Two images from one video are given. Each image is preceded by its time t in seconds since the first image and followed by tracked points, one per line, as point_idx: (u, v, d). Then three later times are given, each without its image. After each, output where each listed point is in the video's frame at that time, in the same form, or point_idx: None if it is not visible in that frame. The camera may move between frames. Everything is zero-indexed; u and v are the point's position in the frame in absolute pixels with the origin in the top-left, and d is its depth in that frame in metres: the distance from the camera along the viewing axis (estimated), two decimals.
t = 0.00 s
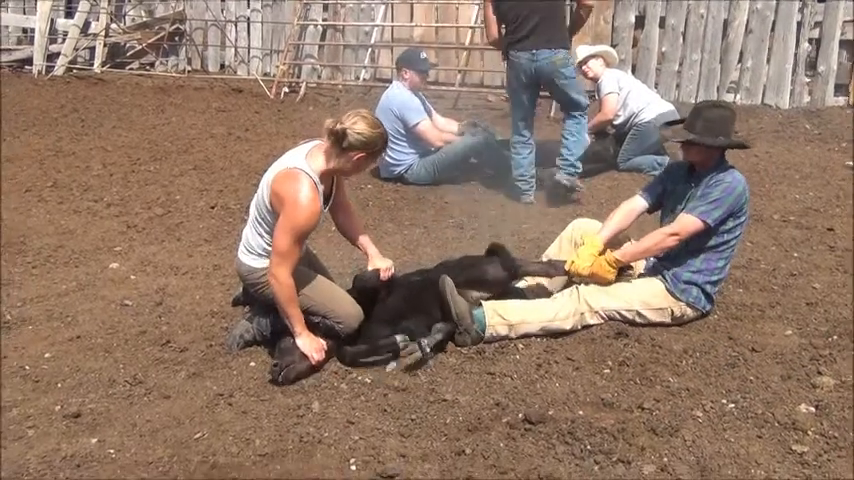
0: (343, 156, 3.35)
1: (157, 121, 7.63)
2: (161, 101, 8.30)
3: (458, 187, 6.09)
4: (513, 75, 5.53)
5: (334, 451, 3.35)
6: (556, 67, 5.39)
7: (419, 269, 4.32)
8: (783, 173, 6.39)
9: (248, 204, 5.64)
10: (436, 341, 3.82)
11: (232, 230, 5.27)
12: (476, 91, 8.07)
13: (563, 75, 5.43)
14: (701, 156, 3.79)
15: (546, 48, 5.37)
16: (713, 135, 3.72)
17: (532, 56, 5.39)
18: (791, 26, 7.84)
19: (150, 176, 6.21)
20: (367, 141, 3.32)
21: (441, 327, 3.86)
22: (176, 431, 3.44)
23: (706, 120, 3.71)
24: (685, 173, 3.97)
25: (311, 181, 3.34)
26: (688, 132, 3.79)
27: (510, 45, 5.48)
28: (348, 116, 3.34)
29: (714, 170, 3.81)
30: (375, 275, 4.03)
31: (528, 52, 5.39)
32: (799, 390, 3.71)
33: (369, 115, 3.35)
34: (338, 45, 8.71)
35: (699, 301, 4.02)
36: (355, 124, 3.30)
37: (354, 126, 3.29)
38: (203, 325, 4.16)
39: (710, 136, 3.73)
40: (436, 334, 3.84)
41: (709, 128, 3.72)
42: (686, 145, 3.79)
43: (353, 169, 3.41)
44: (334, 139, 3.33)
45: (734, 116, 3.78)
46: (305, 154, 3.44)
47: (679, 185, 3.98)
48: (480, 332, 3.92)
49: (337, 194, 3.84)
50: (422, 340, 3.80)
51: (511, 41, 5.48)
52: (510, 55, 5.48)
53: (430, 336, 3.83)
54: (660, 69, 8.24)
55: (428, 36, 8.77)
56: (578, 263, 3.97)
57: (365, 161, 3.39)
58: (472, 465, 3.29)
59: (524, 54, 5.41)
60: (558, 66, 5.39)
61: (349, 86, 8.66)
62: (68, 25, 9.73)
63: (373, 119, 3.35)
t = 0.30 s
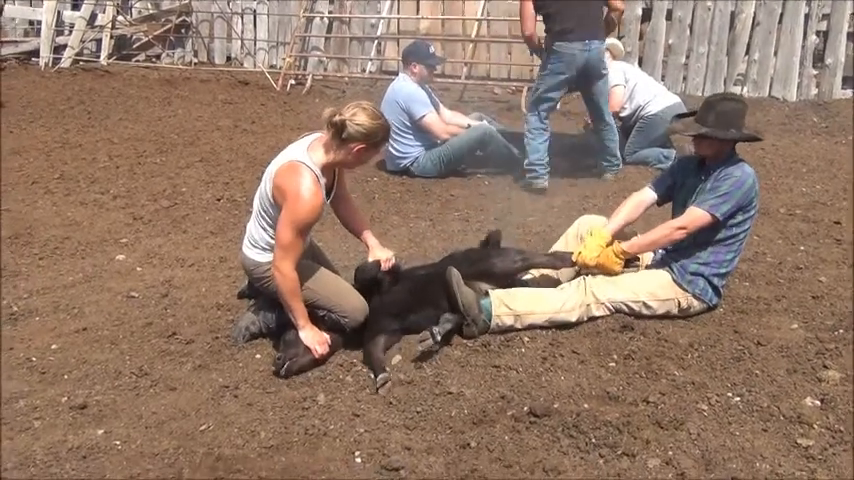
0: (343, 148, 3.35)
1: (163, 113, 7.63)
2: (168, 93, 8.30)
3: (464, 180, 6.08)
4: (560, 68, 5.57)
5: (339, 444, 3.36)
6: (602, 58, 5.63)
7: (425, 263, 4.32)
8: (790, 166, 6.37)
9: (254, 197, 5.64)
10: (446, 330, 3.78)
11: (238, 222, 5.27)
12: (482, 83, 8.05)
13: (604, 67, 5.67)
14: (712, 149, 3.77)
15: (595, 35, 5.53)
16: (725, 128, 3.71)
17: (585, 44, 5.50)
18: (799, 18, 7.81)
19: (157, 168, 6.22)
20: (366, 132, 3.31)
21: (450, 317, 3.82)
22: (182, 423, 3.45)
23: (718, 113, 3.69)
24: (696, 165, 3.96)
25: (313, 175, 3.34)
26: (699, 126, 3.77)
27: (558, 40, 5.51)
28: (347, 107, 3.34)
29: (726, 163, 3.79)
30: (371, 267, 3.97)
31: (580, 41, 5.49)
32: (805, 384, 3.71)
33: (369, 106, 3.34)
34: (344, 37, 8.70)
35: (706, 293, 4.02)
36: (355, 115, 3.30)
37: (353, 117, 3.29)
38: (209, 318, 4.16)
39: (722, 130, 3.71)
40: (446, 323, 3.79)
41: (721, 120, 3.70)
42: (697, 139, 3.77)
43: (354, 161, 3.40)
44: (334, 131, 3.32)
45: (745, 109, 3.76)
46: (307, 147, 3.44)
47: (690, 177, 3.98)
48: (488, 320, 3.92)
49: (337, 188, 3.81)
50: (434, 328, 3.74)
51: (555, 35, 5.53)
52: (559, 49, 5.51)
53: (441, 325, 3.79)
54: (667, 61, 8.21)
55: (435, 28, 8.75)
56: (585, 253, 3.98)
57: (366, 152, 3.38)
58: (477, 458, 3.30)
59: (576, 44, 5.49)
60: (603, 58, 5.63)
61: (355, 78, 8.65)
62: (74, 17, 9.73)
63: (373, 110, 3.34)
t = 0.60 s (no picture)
0: (343, 144, 3.34)
1: (167, 106, 7.62)
2: (171, 86, 8.30)
3: (467, 174, 6.07)
4: (594, 64, 5.68)
5: (342, 437, 3.36)
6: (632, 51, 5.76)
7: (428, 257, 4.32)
8: (794, 160, 6.35)
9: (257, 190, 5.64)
10: (451, 326, 3.81)
11: (241, 216, 5.27)
12: (485, 77, 8.04)
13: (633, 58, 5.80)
14: (708, 146, 3.78)
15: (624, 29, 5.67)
16: (718, 125, 3.72)
17: (617, 38, 5.63)
18: (803, 13, 7.79)
19: (160, 161, 6.22)
20: (366, 127, 3.30)
21: (454, 313, 3.86)
22: (186, 416, 3.46)
23: (710, 110, 3.70)
24: (694, 162, 3.96)
25: (313, 171, 3.34)
26: (692, 125, 3.78)
27: (591, 37, 5.61)
28: (346, 103, 3.33)
29: (724, 159, 3.79)
30: (366, 265, 4.04)
31: (612, 35, 5.61)
32: (808, 379, 3.71)
33: (367, 102, 3.34)
34: (348, 30, 8.68)
35: (711, 288, 4.01)
36: (354, 111, 3.29)
37: (352, 113, 3.28)
38: (212, 311, 4.17)
39: (715, 127, 3.72)
40: (450, 319, 3.83)
41: (713, 118, 3.71)
42: (692, 139, 3.77)
43: (354, 156, 3.40)
44: (333, 127, 3.32)
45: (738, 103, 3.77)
46: (307, 142, 3.44)
47: (690, 174, 3.97)
48: (491, 314, 3.93)
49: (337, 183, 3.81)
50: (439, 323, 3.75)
51: (586, 33, 5.64)
52: (593, 46, 5.61)
53: (445, 321, 3.83)
54: (671, 55, 8.19)
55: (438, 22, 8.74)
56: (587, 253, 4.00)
57: (365, 147, 3.37)
58: (480, 452, 3.31)
59: (609, 39, 5.61)
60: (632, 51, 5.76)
61: (359, 72, 8.63)
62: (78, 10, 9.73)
63: (372, 106, 3.34)
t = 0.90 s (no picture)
0: (346, 140, 3.35)
1: (167, 103, 7.62)
2: (171, 83, 8.30)
3: (467, 171, 6.07)
4: (597, 90, 5.77)
5: (342, 434, 3.37)
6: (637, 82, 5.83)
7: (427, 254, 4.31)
8: (794, 157, 6.35)
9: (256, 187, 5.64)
10: (451, 323, 3.82)
11: (241, 213, 5.27)
12: (485, 74, 8.04)
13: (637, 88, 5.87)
14: (705, 143, 3.78)
15: (630, 60, 5.73)
16: (714, 122, 3.72)
17: (623, 70, 5.69)
18: (804, 10, 7.79)
19: (160, 158, 6.22)
20: (368, 124, 3.31)
21: (454, 310, 3.87)
22: (185, 413, 3.46)
23: (705, 108, 3.70)
24: (694, 159, 3.96)
25: (313, 167, 3.34)
26: (688, 123, 3.79)
27: (598, 66, 5.66)
28: (348, 100, 3.33)
29: (722, 157, 3.79)
30: (365, 261, 3.92)
31: (618, 67, 5.67)
32: (808, 375, 3.71)
33: (370, 98, 3.34)
34: (348, 27, 8.67)
35: (711, 285, 4.01)
36: (356, 108, 3.29)
37: (355, 110, 3.28)
38: (212, 308, 4.17)
39: (711, 124, 3.72)
40: (450, 317, 3.83)
41: (708, 115, 3.72)
42: (688, 136, 3.79)
43: (357, 153, 3.41)
44: (336, 124, 3.32)
45: (735, 100, 3.77)
46: (309, 138, 3.44)
47: (690, 171, 3.97)
48: (490, 311, 3.92)
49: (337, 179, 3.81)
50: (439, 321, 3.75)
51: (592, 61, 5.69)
52: (598, 76, 5.67)
53: (445, 318, 3.83)
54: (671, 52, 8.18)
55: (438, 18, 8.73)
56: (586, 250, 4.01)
57: (368, 144, 3.38)
58: (480, 448, 3.31)
59: (615, 70, 5.67)
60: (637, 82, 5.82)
61: (359, 69, 8.63)
62: (77, 6, 9.72)
63: (374, 102, 3.34)
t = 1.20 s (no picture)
0: (334, 141, 3.34)
1: (152, 102, 7.60)
2: (157, 82, 8.27)
3: (454, 170, 6.08)
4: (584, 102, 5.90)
5: (328, 434, 3.37)
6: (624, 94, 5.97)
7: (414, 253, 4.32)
8: (780, 156, 6.38)
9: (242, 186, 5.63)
10: (437, 322, 3.82)
11: (227, 212, 5.26)
12: (472, 73, 8.05)
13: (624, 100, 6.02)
14: (676, 140, 3.82)
15: (617, 74, 5.87)
16: (681, 118, 3.75)
17: (609, 82, 5.84)
18: (788, 10, 7.80)
19: (146, 157, 6.20)
20: (357, 125, 3.31)
21: (439, 309, 3.87)
22: (171, 414, 3.46)
23: (677, 102, 3.74)
24: (679, 159, 3.99)
25: (300, 167, 3.34)
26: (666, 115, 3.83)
27: (584, 77, 5.80)
28: (337, 101, 3.33)
29: (704, 157, 3.81)
30: (351, 262, 3.95)
31: (604, 79, 5.82)
32: (792, 373, 3.73)
33: (358, 99, 3.34)
34: (334, 26, 8.66)
35: (696, 284, 4.04)
36: (345, 109, 3.29)
37: (343, 111, 3.28)
38: (197, 308, 4.16)
39: (678, 119, 3.76)
40: (436, 316, 3.84)
41: (678, 110, 3.74)
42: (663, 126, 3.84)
43: (345, 154, 3.40)
44: (324, 125, 3.32)
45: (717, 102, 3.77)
46: (297, 137, 3.44)
47: (676, 171, 4.00)
48: (476, 309, 3.92)
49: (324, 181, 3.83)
50: (426, 321, 3.77)
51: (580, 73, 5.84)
52: (585, 86, 5.80)
53: (432, 317, 3.84)
54: (658, 51, 8.21)
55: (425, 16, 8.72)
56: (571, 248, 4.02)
57: (356, 145, 3.38)
58: (465, 448, 3.32)
59: (601, 82, 5.82)
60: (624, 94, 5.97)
61: (346, 68, 8.62)
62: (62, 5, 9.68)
63: (363, 103, 3.34)
